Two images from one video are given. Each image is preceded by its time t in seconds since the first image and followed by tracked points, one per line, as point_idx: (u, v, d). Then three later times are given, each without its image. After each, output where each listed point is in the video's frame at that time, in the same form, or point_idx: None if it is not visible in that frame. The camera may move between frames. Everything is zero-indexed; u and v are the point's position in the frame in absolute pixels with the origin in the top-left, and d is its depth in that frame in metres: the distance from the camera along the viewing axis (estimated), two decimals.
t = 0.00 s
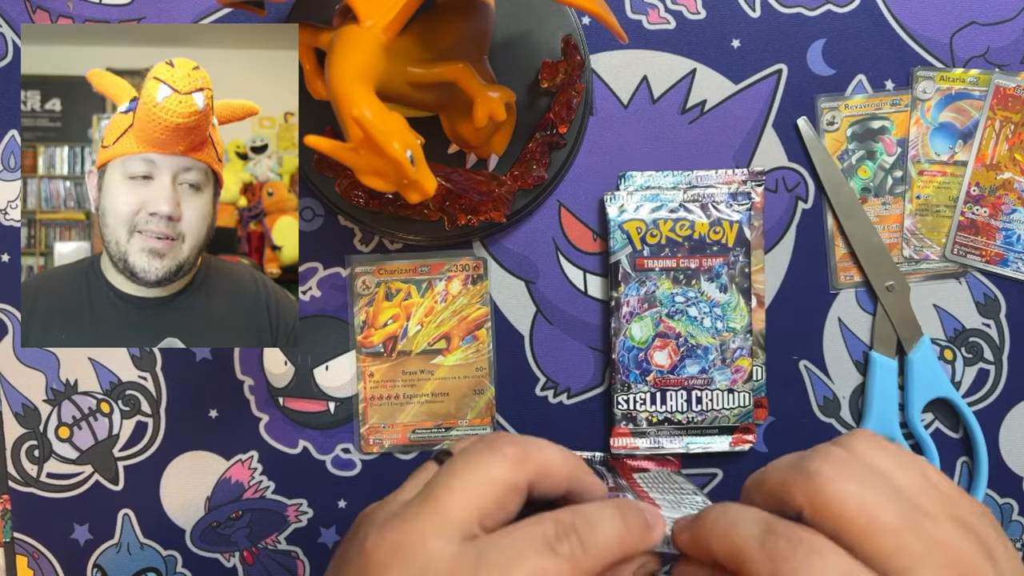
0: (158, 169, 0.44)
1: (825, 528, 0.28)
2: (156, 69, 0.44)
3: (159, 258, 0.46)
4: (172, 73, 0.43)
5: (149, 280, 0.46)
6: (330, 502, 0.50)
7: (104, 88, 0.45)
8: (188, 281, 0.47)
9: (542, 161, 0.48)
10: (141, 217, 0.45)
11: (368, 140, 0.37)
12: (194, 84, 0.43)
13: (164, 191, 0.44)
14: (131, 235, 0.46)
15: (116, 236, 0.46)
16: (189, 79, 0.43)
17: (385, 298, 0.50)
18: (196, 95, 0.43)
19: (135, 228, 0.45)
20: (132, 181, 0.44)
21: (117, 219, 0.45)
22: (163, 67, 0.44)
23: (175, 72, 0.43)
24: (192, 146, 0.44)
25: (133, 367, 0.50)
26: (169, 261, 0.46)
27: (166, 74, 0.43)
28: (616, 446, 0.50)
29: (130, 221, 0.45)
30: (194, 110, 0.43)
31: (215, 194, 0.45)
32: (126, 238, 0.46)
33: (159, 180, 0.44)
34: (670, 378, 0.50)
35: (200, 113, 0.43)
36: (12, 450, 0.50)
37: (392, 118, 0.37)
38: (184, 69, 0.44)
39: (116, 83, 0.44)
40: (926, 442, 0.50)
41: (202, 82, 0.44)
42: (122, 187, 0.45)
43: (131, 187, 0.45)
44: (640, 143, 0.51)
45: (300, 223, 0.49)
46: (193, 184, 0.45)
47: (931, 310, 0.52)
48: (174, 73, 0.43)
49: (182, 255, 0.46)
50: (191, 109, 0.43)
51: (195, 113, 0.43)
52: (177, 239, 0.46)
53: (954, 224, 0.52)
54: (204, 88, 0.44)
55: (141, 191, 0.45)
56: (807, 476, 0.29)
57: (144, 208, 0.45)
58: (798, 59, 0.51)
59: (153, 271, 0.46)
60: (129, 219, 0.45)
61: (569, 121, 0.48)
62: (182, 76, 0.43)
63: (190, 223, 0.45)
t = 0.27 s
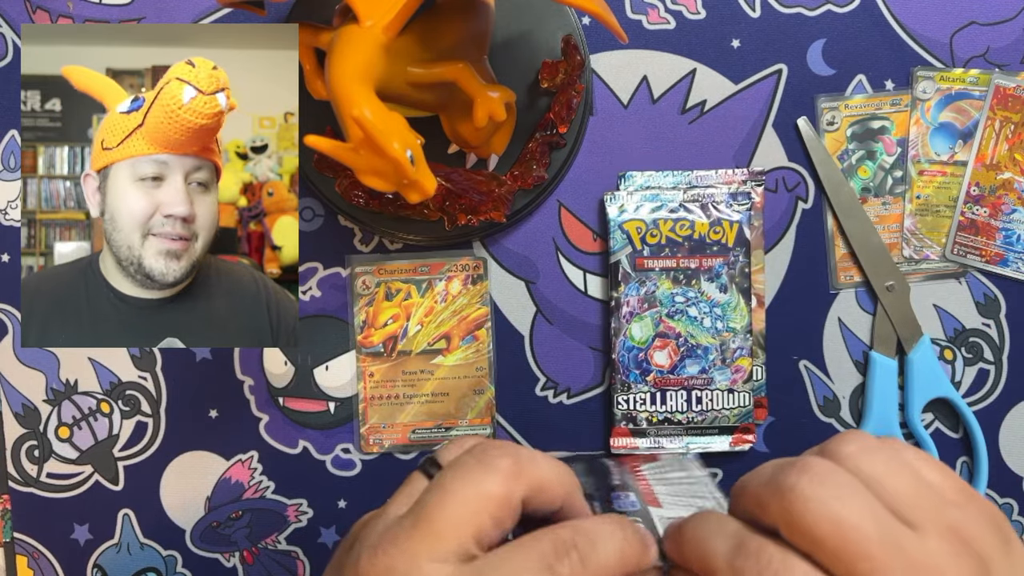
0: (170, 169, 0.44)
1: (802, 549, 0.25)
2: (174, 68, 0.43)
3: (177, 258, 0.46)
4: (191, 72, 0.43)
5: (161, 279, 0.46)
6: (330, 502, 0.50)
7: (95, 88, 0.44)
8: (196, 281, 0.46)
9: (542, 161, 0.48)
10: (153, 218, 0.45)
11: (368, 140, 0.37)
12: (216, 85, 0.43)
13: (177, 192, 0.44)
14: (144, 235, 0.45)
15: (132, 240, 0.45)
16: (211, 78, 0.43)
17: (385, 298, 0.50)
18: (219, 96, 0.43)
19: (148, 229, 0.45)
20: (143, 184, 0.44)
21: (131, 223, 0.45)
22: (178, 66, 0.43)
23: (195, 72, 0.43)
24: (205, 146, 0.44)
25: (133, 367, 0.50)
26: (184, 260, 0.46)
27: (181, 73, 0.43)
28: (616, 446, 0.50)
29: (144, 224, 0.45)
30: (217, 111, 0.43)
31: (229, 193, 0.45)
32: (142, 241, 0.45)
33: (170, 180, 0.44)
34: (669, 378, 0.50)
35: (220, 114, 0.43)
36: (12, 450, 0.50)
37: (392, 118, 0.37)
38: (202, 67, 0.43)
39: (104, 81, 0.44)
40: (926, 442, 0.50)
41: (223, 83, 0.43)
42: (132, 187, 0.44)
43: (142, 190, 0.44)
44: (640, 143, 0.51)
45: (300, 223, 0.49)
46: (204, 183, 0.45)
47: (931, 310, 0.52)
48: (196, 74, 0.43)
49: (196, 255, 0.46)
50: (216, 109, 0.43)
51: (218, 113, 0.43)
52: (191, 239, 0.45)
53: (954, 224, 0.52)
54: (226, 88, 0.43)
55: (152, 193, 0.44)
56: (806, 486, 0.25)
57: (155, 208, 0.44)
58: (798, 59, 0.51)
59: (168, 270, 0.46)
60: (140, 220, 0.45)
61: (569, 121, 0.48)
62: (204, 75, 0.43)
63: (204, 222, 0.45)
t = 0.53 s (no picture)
0: (178, 169, 0.44)
1: (815, 541, 0.23)
2: (184, 67, 0.43)
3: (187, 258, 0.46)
4: (201, 68, 0.43)
5: (169, 280, 0.46)
6: (331, 502, 0.50)
7: (89, 88, 0.44)
8: (202, 280, 0.47)
9: (542, 161, 0.48)
10: (161, 218, 0.45)
11: (368, 140, 0.37)
12: (228, 82, 0.43)
13: (185, 191, 0.44)
14: (153, 237, 0.45)
15: (141, 242, 0.45)
16: (223, 76, 0.43)
17: (385, 298, 0.50)
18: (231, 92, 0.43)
19: (156, 229, 0.45)
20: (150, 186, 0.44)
21: (140, 225, 0.45)
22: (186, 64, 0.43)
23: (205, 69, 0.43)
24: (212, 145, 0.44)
25: (133, 367, 0.50)
26: (193, 260, 0.46)
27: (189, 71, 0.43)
28: (622, 442, 0.50)
29: (153, 226, 0.45)
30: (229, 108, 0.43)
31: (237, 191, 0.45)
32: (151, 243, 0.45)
33: (177, 181, 0.44)
34: (672, 373, 0.50)
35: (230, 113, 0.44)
36: (12, 450, 0.50)
37: (392, 118, 0.37)
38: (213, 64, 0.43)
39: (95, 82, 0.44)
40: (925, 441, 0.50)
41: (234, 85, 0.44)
42: (139, 187, 0.44)
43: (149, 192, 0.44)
44: (640, 143, 0.51)
45: (300, 223, 0.49)
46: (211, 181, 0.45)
47: (930, 309, 0.52)
48: (207, 71, 0.43)
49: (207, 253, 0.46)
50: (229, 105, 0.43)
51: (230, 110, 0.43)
52: (200, 238, 0.46)
53: (954, 224, 0.52)
54: (237, 86, 0.44)
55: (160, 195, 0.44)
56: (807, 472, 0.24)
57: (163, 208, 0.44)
58: (798, 59, 0.51)
59: (180, 271, 0.46)
60: (148, 220, 0.45)
61: (569, 121, 0.48)
62: (215, 72, 0.43)
63: (212, 221, 0.45)
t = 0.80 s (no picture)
0: (177, 176, 0.44)
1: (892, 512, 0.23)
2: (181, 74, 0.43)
3: (182, 268, 0.46)
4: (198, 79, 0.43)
5: (163, 287, 0.46)
6: (331, 502, 0.50)
7: (90, 87, 0.44)
8: (196, 288, 0.47)
9: (542, 161, 0.48)
10: (158, 225, 0.45)
11: (368, 140, 0.37)
12: (227, 92, 0.44)
13: (182, 199, 0.44)
14: (149, 245, 0.45)
15: (137, 250, 0.45)
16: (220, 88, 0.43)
17: (385, 298, 0.50)
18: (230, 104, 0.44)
19: (152, 235, 0.45)
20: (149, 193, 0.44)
21: (136, 232, 0.45)
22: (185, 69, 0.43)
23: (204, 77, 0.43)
24: (209, 154, 0.44)
25: (133, 367, 0.50)
26: (188, 269, 0.46)
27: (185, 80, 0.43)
28: (622, 442, 0.50)
29: (149, 234, 0.45)
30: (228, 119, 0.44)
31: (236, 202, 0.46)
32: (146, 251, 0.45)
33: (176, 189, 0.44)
34: (672, 373, 0.50)
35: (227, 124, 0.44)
36: (12, 450, 0.50)
37: (392, 118, 0.37)
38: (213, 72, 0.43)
39: (99, 78, 0.44)
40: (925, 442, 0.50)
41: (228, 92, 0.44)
42: (136, 194, 0.44)
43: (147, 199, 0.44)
44: (640, 143, 0.51)
45: (301, 223, 0.49)
46: (210, 188, 0.45)
47: (931, 310, 0.52)
48: (205, 82, 0.43)
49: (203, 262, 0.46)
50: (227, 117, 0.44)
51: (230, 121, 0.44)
52: (196, 246, 0.46)
53: (954, 224, 0.52)
54: (236, 96, 0.44)
55: (158, 203, 0.44)
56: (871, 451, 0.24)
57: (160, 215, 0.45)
58: (798, 59, 0.51)
59: (174, 281, 0.46)
60: (144, 226, 0.45)
61: (569, 121, 0.48)
62: (213, 82, 0.43)
63: (209, 231, 0.46)
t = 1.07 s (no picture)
0: (163, 203, 0.44)
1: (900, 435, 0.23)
2: (163, 95, 0.43)
3: (166, 289, 0.46)
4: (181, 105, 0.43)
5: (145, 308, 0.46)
6: (331, 502, 0.50)
7: (95, 80, 0.44)
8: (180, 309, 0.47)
9: (542, 161, 0.48)
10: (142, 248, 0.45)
11: (368, 140, 0.37)
12: (200, 138, 0.43)
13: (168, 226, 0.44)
14: (135, 265, 0.46)
15: (122, 267, 0.46)
16: (217, 99, 0.44)
17: (385, 298, 0.50)
18: (201, 153, 0.43)
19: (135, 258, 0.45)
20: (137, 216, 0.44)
21: (122, 251, 0.45)
22: (175, 84, 0.43)
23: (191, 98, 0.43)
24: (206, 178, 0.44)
25: (133, 367, 0.50)
26: (170, 293, 0.46)
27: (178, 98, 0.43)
28: (622, 442, 0.50)
29: (135, 254, 0.45)
30: (196, 170, 0.44)
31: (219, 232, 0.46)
32: (132, 269, 0.46)
33: (165, 214, 0.44)
34: (672, 373, 0.50)
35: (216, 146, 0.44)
36: (12, 450, 0.50)
37: (392, 118, 0.37)
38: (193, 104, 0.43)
39: (108, 70, 0.44)
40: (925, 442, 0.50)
41: (232, 95, 0.44)
42: (125, 214, 0.44)
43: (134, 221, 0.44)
44: (640, 143, 0.51)
45: (300, 223, 0.49)
46: (197, 216, 0.45)
47: (931, 310, 0.52)
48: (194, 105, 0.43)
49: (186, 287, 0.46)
50: (195, 168, 0.44)
51: (198, 172, 0.44)
52: (179, 272, 0.46)
53: (953, 224, 0.52)
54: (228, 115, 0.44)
55: (146, 226, 0.44)
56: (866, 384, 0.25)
57: (145, 240, 0.45)
58: (798, 59, 0.51)
59: (158, 301, 0.46)
60: (128, 248, 0.45)
61: (569, 121, 0.48)
62: (183, 133, 0.43)
63: (192, 258, 0.46)
